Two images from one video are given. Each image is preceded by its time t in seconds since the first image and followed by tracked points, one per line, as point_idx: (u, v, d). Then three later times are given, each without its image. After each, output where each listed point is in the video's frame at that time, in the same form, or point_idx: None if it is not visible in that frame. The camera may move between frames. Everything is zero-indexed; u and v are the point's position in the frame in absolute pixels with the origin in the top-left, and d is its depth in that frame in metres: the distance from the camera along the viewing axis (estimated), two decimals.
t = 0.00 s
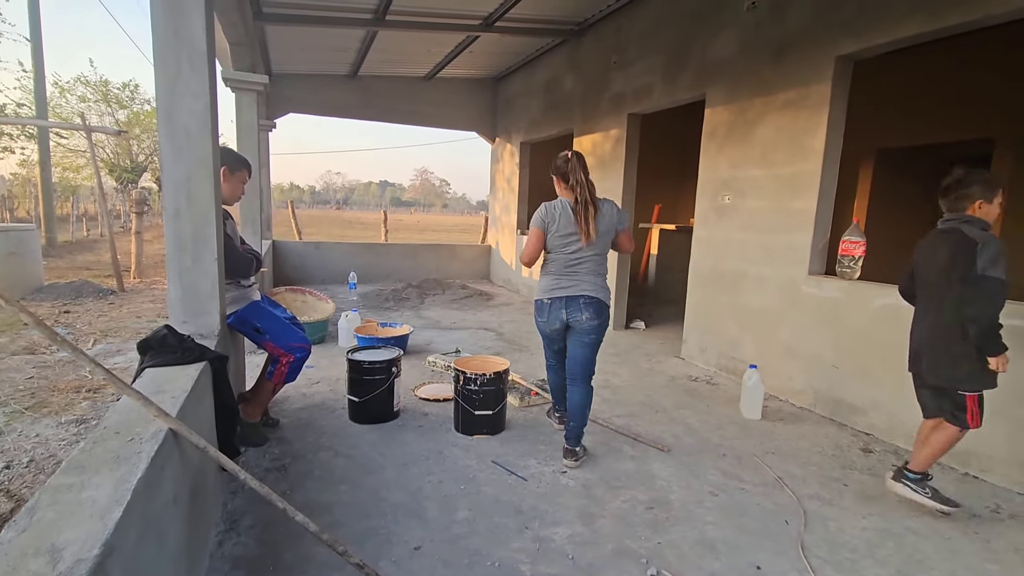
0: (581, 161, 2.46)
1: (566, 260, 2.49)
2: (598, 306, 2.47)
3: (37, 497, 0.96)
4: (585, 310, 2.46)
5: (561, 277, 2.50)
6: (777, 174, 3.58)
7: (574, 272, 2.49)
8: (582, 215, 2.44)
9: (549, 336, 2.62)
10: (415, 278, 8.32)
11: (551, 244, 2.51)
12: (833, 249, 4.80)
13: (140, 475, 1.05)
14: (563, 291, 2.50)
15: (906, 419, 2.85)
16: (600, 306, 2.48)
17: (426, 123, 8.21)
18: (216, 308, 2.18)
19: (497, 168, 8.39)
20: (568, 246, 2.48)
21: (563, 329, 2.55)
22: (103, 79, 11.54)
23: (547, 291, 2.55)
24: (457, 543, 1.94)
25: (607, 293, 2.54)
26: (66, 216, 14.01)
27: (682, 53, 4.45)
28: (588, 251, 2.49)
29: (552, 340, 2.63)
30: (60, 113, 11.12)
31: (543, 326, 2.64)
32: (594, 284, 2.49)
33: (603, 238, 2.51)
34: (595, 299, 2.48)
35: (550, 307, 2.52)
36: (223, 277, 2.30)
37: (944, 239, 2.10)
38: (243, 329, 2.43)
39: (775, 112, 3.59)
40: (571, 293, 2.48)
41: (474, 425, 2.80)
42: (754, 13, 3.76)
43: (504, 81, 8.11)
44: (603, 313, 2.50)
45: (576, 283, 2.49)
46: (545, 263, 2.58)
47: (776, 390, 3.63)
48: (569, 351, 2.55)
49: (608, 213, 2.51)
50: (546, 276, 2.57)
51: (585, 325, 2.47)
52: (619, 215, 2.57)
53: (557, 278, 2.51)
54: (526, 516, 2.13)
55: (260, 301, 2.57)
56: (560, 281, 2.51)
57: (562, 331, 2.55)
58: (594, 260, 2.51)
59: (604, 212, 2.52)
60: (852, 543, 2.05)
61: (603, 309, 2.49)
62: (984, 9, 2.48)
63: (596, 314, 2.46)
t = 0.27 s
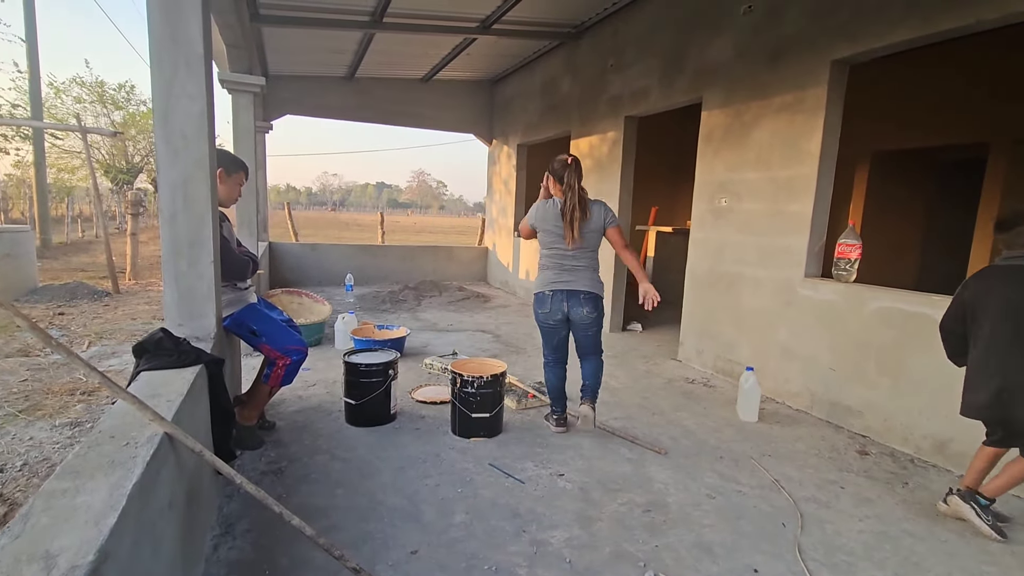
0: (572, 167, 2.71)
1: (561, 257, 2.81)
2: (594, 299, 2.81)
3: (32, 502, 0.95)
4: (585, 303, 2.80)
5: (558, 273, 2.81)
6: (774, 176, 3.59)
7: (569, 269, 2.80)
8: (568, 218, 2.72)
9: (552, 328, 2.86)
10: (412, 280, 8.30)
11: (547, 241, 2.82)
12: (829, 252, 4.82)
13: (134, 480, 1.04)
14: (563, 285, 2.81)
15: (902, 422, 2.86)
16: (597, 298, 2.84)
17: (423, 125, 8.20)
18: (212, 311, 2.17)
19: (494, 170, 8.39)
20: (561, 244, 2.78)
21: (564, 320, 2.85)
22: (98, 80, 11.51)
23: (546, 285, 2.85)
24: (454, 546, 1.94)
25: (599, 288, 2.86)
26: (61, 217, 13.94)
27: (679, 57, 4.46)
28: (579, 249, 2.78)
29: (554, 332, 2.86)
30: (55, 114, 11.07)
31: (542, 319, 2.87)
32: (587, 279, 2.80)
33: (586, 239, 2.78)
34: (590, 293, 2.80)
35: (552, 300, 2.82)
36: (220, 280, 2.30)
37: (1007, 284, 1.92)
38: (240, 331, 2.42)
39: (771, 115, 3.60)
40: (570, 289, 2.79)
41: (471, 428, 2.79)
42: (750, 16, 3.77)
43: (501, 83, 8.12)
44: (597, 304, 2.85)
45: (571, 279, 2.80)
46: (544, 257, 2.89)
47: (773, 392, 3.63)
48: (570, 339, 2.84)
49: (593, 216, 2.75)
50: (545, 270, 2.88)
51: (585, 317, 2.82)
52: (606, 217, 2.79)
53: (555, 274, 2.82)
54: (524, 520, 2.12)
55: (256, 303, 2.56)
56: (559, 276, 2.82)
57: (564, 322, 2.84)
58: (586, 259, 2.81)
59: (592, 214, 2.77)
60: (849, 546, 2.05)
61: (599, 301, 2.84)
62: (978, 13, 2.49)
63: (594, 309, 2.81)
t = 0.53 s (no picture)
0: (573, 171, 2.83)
1: (563, 255, 2.90)
2: (595, 296, 2.92)
3: (22, 508, 0.94)
4: (589, 299, 2.90)
5: (561, 271, 2.90)
6: (772, 178, 3.59)
7: (571, 267, 2.89)
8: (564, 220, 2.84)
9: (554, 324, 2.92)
10: (410, 282, 8.29)
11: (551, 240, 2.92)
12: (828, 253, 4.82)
13: (127, 485, 1.03)
14: (566, 283, 2.89)
15: (900, 423, 2.86)
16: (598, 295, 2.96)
17: (421, 127, 8.20)
18: (208, 314, 2.16)
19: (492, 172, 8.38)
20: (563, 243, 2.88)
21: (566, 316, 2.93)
22: (96, 82, 11.50)
23: (550, 283, 2.92)
24: (452, 550, 1.92)
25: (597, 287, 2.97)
26: (58, 219, 13.92)
27: (677, 59, 4.46)
28: (579, 249, 2.89)
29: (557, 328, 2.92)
30: (53, 116, 11.05)
31: (546, 315, 2.91)
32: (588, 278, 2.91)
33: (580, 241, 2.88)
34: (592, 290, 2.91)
35: (557, 296, 2.88)
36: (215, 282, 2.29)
37: None
38: (235, 334, 2.39)
39: (769, 117, 3.60)
40: (573, 286, 2.87)
41: (469, 430, 2.78)
42: (748, 18, 3.77)
43: (499, 85, 8.12)
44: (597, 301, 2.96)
45: (573, 277, 2.89)
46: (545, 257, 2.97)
47: (772, 394, 3.63)
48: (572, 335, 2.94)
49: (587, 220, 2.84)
50: (546, 270, 2.95)
51: (587, 312, 2.92)
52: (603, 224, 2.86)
53: (558, 271, 2.90)
54: (522, 523, 2.11)
55: (253, 306, 2.54)
56: (562, 274, 2.90)
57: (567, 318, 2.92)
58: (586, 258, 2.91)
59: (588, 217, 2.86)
60: (848, 548, 2.04)
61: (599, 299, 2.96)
62: (975, 15, 2.49)
63: (596, 304, 2.92)
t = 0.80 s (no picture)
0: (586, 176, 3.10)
1: (574, 253, 3.13)
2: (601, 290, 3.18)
3: (22, 513, 0.94)
4: (596, 293, 3.16)
5: (571, 268, 3.14)
6: (771, 177, 3.59)
7: (580, 264, 3.14)
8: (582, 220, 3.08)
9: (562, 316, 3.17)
10: (409, 284, 8.29)
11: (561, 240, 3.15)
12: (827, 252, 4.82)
13: (126, 489, 1.03)
14: (575, 278, 3.13)
15: (901, 422, 2.85)
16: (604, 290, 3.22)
17: (419, 129, 8.20)
18: (208, 316, 2.16)
19: (491, 174, 8.39)
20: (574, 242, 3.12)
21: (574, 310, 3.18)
22: (94, 87, 11.52)
23: (560, 279, 3.15)
24: (453, 552, 1.92)
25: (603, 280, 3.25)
26: (57, 223, 13.92)
27: (675, 59, 4.46)
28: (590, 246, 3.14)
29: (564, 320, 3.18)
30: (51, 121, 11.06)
31: (556, 308, 3.16)
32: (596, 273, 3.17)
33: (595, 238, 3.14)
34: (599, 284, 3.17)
35: (568, 292, 3.12)
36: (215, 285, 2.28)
37: None
38: (235, 337, 2.40)
39: (767, 116, 3.61)
40: (582, 281, 3.12)
41: (470, 432, 2.78)
42: (746, 18, 3.77)
43: (497, 87, 8.13)
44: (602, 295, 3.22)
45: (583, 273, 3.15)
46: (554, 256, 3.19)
47: (772, 393, 3.62)
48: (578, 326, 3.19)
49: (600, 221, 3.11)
50: (556, 268, 3.18)
51: (595, 304, 3.18)
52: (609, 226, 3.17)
53: (568, 269, 3.14)
54: (523, 524, 2.11)
55: (252, 309, 2.54)
56: (571, 271, 3.13)
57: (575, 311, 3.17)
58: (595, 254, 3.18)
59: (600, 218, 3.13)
60: (850, 547, 2.04)
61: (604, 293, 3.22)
62: (972, 13, 2.50)
63: (603, 294, 3.19)
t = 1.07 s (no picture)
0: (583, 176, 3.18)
1: (571, 251, 3.14)
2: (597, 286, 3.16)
3: (23, 518, 0.94)
4: (588, 288, 3.14)
5: (568, 265, 3.14)
6: (770, 175, 3.58)
7: (577, 262, 3.14)
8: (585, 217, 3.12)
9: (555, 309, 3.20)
10: (410, 285, 8.30)
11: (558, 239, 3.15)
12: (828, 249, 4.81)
13: (127, 493, 1.03)
14: (572, 275, 3.14)
15: (903, 419, 2.85)
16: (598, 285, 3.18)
17: (418, 129, 8.21)
18: (207, 320, 2.16)
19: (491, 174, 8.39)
20: (572, 240, 3.13)
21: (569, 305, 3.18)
22: (94, 91, 11.54)
23: (556, 276, 3.16)
24: (455, 553, 1.92)
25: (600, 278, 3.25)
26: (58, 227, 13.94)
27: (673, 57, 4.46)
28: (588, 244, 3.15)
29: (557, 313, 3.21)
30: (52, 125, 11.08)
31: (549, 302, 3.19)
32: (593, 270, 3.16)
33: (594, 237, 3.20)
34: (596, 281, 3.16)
35: (563, 288, 3.13)
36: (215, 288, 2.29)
37: None
38: (236, 340, 2.41)
39: (766, 114, 3.60)
40: (576, 278, 3.13)
41: (471, 432, 2.78)
42: (744, 16, 3.76)
43: (496, 87, 8.13)
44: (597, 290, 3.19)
45: (579, 270, 3.14)
46: (552, 254, 3.21)
47: (774, 391, 3.62)
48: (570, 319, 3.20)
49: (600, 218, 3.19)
50: (553, 265, 3.19)
51: (589, 300, 3.16)
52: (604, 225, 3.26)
53: (565, 266, 3.14)
54: (525, 525, 2.11)
55: (253, 312, 2.55)
56: (567, 267, 3.14)
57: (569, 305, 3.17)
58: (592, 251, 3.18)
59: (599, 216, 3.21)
60: (853, 545, 2.03)
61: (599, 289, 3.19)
62: (970, 9, 2.49)
63: (598, 290, 3.16)
